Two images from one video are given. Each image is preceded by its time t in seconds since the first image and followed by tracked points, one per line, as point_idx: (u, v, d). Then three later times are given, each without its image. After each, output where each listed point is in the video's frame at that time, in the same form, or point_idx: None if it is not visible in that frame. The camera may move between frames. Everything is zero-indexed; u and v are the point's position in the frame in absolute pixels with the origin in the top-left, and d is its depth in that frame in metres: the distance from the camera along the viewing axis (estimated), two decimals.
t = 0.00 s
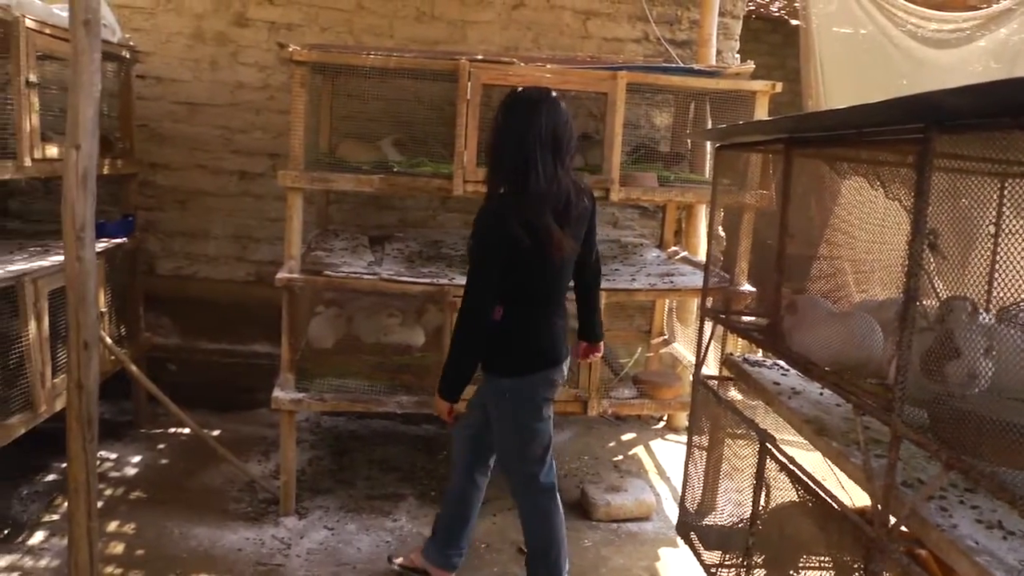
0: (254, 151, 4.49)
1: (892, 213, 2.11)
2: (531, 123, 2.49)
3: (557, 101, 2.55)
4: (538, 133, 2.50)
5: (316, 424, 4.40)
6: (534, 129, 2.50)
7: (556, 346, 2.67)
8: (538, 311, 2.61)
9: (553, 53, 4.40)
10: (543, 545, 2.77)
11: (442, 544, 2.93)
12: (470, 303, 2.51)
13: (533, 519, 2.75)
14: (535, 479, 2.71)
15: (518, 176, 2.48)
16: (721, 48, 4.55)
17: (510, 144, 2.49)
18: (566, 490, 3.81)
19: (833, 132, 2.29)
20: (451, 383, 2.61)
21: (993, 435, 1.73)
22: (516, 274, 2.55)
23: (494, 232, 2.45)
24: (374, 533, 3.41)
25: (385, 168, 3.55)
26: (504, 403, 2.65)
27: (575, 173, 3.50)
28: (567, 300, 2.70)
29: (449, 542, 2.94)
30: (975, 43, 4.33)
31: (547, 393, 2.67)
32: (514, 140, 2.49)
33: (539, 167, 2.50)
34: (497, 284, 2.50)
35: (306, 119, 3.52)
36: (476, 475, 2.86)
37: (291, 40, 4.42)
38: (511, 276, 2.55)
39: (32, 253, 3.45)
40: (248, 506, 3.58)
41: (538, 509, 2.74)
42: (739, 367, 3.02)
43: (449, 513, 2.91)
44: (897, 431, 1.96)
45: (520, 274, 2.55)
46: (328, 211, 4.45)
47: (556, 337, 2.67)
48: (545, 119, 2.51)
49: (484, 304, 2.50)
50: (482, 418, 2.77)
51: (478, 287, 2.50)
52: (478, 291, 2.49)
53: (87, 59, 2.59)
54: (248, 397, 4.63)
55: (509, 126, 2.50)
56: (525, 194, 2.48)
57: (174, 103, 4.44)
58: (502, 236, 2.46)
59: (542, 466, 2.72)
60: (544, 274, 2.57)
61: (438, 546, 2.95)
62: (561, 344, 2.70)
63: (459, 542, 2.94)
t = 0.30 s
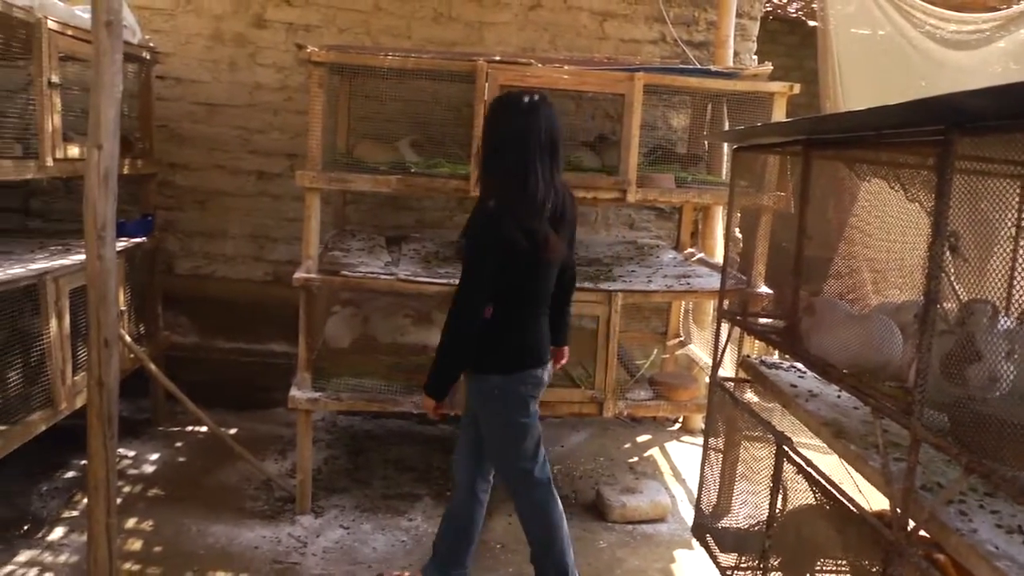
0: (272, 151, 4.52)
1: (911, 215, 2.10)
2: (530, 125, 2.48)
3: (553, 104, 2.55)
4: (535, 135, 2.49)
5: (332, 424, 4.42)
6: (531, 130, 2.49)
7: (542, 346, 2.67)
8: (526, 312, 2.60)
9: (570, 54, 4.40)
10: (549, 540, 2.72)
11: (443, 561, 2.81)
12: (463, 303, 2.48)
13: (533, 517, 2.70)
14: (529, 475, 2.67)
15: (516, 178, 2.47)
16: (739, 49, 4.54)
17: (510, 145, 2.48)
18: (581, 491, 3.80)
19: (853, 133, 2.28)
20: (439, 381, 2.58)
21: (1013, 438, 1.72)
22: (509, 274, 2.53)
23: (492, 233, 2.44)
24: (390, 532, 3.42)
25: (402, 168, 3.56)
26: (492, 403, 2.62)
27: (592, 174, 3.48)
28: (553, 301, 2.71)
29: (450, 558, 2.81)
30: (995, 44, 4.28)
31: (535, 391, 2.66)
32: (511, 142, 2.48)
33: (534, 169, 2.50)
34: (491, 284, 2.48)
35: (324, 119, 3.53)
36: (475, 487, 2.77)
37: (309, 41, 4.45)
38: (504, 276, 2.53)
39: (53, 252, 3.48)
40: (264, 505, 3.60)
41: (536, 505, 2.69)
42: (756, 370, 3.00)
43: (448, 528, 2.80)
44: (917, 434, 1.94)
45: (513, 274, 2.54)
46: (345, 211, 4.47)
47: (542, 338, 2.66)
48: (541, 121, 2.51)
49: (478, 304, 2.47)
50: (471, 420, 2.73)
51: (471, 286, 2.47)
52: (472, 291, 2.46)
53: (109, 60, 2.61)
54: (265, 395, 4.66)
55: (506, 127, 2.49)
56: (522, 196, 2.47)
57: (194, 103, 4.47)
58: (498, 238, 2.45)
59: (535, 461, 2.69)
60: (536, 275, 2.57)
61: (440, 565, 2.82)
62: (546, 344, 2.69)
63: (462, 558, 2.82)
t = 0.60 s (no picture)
0: (294, 151, 4.54)
1: (938, 221, 2.09)
2: (517, 128, 2.44)
3: (537, 110, 2.52)
4: (521, 138, 2.45)
5: (351, 423, 4.43)
6: (517, 134, 2.45)
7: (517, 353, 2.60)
8: (505, 317, 2.52)
9: (592, 56, 4.40)
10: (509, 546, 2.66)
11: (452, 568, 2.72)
12: (453, 305, 2.37)
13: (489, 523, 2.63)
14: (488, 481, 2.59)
15: (506, 181, 2.42)
16: (761, 51, 4.52)
17: (499, 148, 2.43)
18: (600, 494, 3.80)
19: (882, 136, 2.25)
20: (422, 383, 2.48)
21: None
22: (494, 278, 2.44)
23: (487, 235, 2.35)
24: (408, 532, 3.43)
25: (424, 169, 3.57)
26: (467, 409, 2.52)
27: (614, 176, 3.49)
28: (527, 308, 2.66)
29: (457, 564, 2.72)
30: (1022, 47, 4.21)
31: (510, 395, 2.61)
32: (498, 144, 2.43)
33: (519, 173, 2.45)
34: (479, 286, 2.38)
35: (347, 120, 3.55)
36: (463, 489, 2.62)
37: (332, 42, 4.46)
38: (491, 280, 2.45)
39: (79, 249, 3.52)
40: (284, 503, 3.62)
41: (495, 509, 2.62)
42: (778, 373, 2.99)
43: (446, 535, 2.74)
44: (943, 441, 1.93)
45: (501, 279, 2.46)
46: (366, 211, 4.49)
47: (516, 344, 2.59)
48: (527, 124, 2.46)
49: (464, 307, 2.37)
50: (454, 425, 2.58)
51: (457, 288, 2.37)
52: (460, 292, 2.36)
53: (136, 60, 2.64)
54: (285, 394, 4.69)
55: (493, 129, 2.43)
56: (512, 198, 2.41)
57: (217, 103, 4.50)
58: (493, 239, 2.36)
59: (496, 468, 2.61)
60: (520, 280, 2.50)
61: None
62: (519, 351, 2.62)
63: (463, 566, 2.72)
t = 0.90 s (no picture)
0: (318, 150, 4.56)
1: (971, 225, 2.06)
2: (512, 129, 2.44)
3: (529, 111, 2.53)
4: (518, 139, 2.45)
5: (373, 422, 4.45)
6: (513, 135, 2.45)
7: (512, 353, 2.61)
8: (501, 317, 2.51)
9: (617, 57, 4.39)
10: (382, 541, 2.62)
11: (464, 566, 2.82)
12: (458, 306, 2.36)
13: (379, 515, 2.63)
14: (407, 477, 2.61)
15: (508, 181, 2.41)
16: (788, 53, 4.50)
17: (497, 149, 2.42)
18: (621, 496, 3.79)
19: (914, 139, 2.22)
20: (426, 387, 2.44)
21: None
22: (493, 277, 2.44)
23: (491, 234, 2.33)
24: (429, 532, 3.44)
25: (448, 169, 3.57)
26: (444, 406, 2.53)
27: (638, 177, 3.47)
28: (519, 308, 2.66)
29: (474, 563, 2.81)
30: None
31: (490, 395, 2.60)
32: (496, 146, 2.42)
33: (518, 173, 2.45)
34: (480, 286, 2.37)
35: (372, 120, 3.56)
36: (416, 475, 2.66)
37: (356, 42, 4.48)
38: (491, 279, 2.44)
39: (106, 246, 3.55)
40: (305, 501, 3.64)
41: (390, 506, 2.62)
42: (803, 377, 2.97)
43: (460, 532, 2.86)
44: (973, 448, 1.90)
45: (500, 278, 2.45)
46: (390, 211, 4.50)
47: (511, 344, 2.59)
48: (522, 126, 2.47)
49: (466, 307, 2.36)
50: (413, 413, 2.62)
51: (461, 288, 2.35)
52: (462, 291, 2.35)
53: (166, 59, 2.66)
54: (308, 392, 4.71)
55: (488, 132, 2.44)
56: (514, 198, 2.40)
57: (242, 103, 4.53)
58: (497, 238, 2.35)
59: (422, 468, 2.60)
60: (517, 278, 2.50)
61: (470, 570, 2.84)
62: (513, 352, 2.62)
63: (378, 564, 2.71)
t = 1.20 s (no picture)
0: (344, 148, 4.58)
1: (1005, 228, 2.03)
2: (502, 126, 2.44)
3: (525, 110, 2.52)
4: (509, 137, 2.45)
5: (396, 420, 4.47)
6: (505, 133, 2.45)
7: (505, 352, 2.60)
8: (488, 314, 2.52)
9: (643, 57, 4.37)
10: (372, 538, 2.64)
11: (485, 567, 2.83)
12: (436, 300, 2.40)
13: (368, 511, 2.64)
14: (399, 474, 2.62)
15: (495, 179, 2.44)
16: (816, 54, 4.46)
17: (485, 146, 2.43)
18: (643, 497, 3.78)
19: (948, 141, 2.19)
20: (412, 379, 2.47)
21: None
22: (476, 273, 2.47)
23: (467, 229, 2.37)
24: (451, 531, 3.44)
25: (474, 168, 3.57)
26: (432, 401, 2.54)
27: (665, 178, 3.46)
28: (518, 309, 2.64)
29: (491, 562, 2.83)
30: None
31: (483, 396, 2.59)
32: (483, 143, 2.43)
33: (508, 170, 2.47)
34: (462, 281, 2.41)
35: (398, 119, 3.56)
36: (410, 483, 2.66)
37: (383, 41, 4.49)
38: (474, 275, 2.47)
39: (135, 243, 3.59)
40: (329, 498, 3.65)
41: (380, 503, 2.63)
42: (829, 381, 2.94)
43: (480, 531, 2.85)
44: (1008, 455, 1.86)
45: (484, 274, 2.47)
46: (414, 209, 4.51)
47: (505, 342, 2.59)
48: (515, 123, 2.46)
49: (448, 301, 2.40)
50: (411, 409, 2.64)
51: (439, 282, 2.40)
52: (443, 285, 2.39)
53: (196, 58, 2.67)
54: (331, 389, 4.74)
55: (481, 129, 2.43)
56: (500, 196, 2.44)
57: (269, 101, 4.56)
58: (474, 234, 2.38)
59: (411, 466, 2.61)
60: (505, 276, 2.51)
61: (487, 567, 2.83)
62: (508, 351, 2.62)
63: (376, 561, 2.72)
